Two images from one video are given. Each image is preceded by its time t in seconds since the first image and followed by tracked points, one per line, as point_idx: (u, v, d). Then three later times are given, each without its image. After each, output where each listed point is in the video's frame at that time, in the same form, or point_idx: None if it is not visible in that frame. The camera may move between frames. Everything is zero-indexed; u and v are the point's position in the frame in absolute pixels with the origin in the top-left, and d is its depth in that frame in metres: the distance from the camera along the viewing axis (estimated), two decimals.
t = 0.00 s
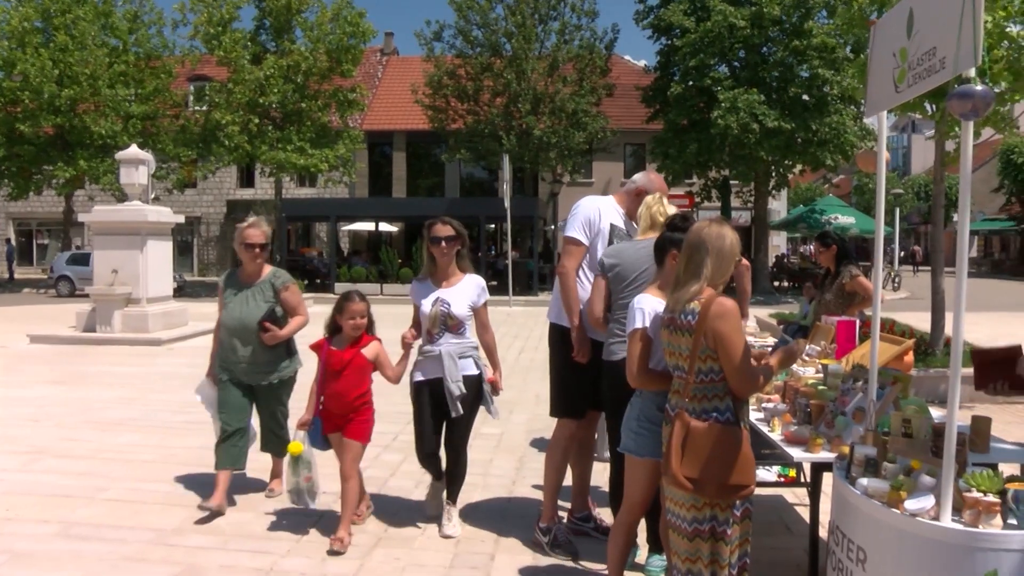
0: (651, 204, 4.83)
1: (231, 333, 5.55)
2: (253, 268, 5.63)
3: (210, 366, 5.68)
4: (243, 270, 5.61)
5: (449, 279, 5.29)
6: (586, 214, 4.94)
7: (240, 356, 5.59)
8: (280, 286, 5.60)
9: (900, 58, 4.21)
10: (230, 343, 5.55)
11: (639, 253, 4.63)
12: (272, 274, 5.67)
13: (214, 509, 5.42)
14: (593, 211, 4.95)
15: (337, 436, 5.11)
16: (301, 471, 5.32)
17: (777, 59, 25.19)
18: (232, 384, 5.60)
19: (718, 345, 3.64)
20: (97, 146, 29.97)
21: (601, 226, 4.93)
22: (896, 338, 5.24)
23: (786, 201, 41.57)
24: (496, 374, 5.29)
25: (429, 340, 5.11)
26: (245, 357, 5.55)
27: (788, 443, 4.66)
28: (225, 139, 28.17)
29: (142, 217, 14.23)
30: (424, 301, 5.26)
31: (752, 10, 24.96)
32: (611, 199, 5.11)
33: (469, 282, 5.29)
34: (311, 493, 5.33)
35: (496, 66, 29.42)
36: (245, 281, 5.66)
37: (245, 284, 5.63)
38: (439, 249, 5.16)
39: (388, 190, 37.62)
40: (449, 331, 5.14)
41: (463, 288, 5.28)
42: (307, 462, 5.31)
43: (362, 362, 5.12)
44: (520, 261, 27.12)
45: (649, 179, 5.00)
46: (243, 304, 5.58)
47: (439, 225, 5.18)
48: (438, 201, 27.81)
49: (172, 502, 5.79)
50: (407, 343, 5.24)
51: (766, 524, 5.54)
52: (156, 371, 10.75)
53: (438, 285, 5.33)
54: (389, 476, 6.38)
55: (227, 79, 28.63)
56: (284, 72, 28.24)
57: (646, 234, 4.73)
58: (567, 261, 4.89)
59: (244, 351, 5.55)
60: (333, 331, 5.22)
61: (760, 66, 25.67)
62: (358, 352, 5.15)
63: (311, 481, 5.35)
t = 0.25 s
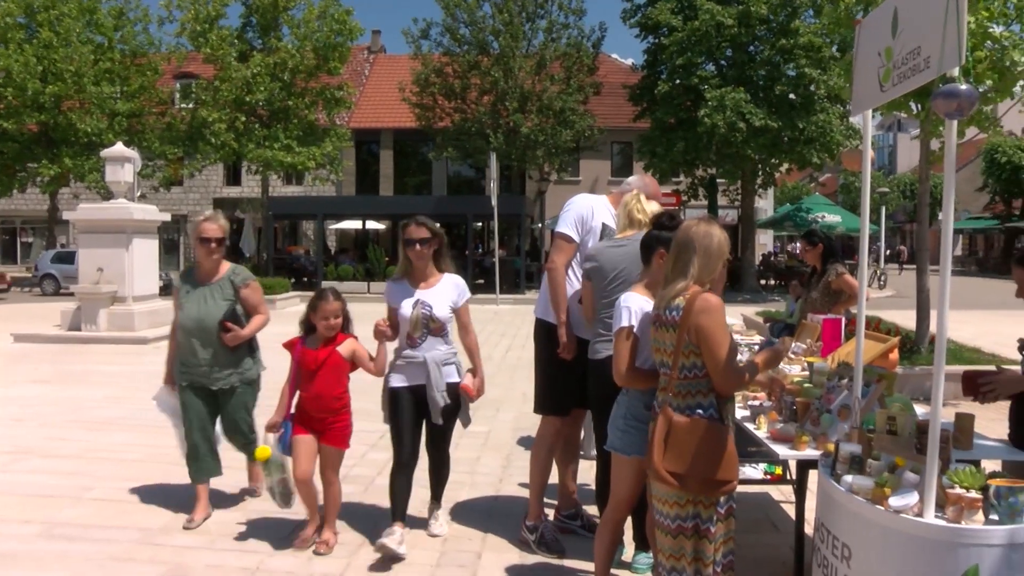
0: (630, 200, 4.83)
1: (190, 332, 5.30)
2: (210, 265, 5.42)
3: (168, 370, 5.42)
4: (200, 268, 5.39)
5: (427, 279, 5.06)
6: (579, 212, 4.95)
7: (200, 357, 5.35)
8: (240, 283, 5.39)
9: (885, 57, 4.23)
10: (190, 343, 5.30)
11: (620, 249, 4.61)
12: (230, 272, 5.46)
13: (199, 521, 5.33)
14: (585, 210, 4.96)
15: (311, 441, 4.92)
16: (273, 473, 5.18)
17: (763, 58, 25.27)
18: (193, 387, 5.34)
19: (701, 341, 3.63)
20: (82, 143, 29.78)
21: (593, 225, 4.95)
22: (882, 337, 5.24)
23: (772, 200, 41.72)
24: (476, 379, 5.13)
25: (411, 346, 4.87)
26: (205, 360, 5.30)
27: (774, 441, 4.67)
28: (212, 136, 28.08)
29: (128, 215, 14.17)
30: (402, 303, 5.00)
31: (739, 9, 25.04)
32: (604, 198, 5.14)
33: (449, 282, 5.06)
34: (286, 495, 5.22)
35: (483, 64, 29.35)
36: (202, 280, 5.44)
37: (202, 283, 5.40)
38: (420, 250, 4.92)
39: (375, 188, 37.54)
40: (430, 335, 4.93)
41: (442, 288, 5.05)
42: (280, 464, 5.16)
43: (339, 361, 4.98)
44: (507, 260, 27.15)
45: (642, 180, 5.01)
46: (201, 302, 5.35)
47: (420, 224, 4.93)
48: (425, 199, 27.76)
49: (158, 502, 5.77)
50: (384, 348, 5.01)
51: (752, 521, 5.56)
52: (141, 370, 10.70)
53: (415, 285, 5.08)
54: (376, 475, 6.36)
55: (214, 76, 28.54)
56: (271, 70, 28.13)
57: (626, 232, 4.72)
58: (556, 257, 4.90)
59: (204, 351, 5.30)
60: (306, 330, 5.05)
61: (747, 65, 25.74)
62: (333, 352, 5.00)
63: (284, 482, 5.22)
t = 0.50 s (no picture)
0: (608, 196, 4.84)
1: (154, 336, 5.00)
2: (177, 265, 5.13)
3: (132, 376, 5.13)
4: (166, 267, 5.11)
5: (395, 279, 4.82)
6: (565, 211, 4.94)
7: (165, 362, 5.04)
8: (208, 284, 5.10)
9: (870, 57, 4.24)
10: (155, 348, 5.01)
11: (603, 248, 4.62)
12: (198, 272, 5.17)
13: (194, 533, 5.12)
14: (571, 208, 4.95)
15: (286, 454, 4.71)
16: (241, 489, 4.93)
17: (750, 58, 25.35)
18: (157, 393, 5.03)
19: (685, 338, 3.64)
20: (66, 142, 29.59)
21: (579, 225, 4.95)
22: (866, 335, 5.25)
23: (759, 199, 41.85)
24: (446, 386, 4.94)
25: (378, 351, 4.66)
26: (171, 365, 5.00)
27: (760, 440, 4.68)
28: (198, 135, 28.01)
29: (113, 214, 14.09)
30: (368, 303, 4.77)
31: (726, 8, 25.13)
32: (589, 196, 5.13)
33: (419, 283, 4.83)
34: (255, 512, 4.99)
35: (470, 63, 29.33)
36: (169, 281, 5.15)
37: (168, 283, 5.12)
38: (388, 249, 4.69)
39: (362, 187, 37.46)
40: (399, 340, 4.71)
41: (411, 289, 4.82)
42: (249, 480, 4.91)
43: (314, 370, 4.78)
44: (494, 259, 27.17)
45: (629, 181, 5.03)
46: (167, 303, 5.05)
47: (388, 223, 4.70)
48: (412, 198, 27.72)
49: (143, 503, 5.74)
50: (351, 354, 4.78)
51: (738, 520, 5.57)
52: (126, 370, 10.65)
53: (381, 284, 4.84)
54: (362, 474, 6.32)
55: (200, 75, 28.44)
56: (258, 69, 28.00)
57: (608, 231, 4.73)
58: (543, 257, 4.90)
59: (169, 356, 5.00)
60: (278, 337, 4.81)
61: (733, 64, 25.81)
62: (309, 359, 4.79)
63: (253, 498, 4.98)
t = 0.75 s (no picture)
0: (587, 193, 4.85)
1: (111, 350, 4.68)
2: (138, 274, 4.81)
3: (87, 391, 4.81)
4: (126, 275, 4.77)
5: (360, 277, 4.56)
6: (547, 211, 4.95)
7: (121, 378, 4.72)
8: (172, 296, 4.78)
9: (851, 58, 4.26)
10: (112, 362, 4.68)
11: (583, 248, 4.62)
12: (161, 281, 4.84)
13: (131, 571, 4.55)
14: (553, 208, 4.96)
15: (246, 464, 4.48)
16: (198, 506, 4.79)
17: (733, 58, 25.47)
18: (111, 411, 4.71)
19: (668, 337, 3.64)
20: (47, 141, 29.36)
21: (561, 225, 4.96)
22: (848, 334, 5.27)
23: (742, 199, 42.00)
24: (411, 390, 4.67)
25: (338, 353, 4.41)
26: (128, 382, 4.68)
27: (743, 438, 4.69)
28: (181, 135, 27.87)
29: (95, 213, 13.99)
30: (330, 302, 4.50)
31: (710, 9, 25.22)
32: (570, 195, 5.13)
33: (385, 280, 4.57)
34: (211, 530, 4.83)
35: (454, 63, 29.31)
36: (129, 290, 4.82)
37: (129, 293, 4.79)
38: (351, 244, 4.44)
39: (345, 186, 37.35)
40: (360, 342, 4.43)
41: (376, 287, 4.54)
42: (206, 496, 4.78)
43: (274, 375, 4.57)
44: (478, 258, 27.23)
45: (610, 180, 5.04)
46: (126, 315, 4.72)
47: (350, 218, 4.46)
48: (396, 198, 27.68)
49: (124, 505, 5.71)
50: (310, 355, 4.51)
51: (722, 519, 5.58)
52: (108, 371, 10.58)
53: (346, 283, 4.57)
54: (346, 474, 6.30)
55: (183, 74, 28.31)
56: (241, 68, 27.89)
57: (587, 231, 4.74)
58: (525, 257, 4.90)
59: (127, 372, 4.68)
60: (236, 341, 4.62)
61: (717, 64, 25.88)
62: (269, 364, 4.58)
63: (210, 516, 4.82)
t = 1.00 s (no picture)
0: (570, 192, 4.85)
1: (69, 350, 4.50)
2: (98, 268, 4.61)
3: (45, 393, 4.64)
4: (85, 271, 4.58)
5: (328, 285, 4.38)
6: (531, 209, 4.95)
7: (81, 379, 4.55)
8: (132, 291, 4.57)
9: (834, 58, 4.28)
10: (69, 363, 4.51)
11: (567, 248, 4.63)
12: (122, 276, 4.64)
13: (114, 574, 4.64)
14: (537, 206, 4.97)
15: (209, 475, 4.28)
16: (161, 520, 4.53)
17: (718, 58, 25.56)
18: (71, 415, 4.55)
19: (655, 336, 3.65)
20: (29, 140, 29.12)
21: (547, 224, 4.96)
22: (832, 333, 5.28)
23: (727, 198, 42.12)
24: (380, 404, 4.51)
25: (301, 367, 4.25)
26: (88, 384, 4.51)
27: (727, 437, 4.69)
28: (165, 133, 27.73)
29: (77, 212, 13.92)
30: (296, 312, 4.33)
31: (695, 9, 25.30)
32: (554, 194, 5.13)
33: (354, 289, 4.38)
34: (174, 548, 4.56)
35: (439, 62, 29.30)
36: (89, 286, 4.61)
37: (88, 289, 4.58)
38: (317, 251, 4.26)
39: (330, 186, 37.22)
40: (323, 355, 4.27)
41: (344, 296, 4.36)
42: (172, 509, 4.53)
43: (239, 383, 4.31)
44: (463, 257, 27.21)
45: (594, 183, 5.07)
46: (84, 313, 4.53)
47: (318, 223, 4.28)
48: (382, 197, 27.63)
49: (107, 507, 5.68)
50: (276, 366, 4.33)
51: (706, 518, 5.60)
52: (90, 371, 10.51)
53: (314, 291, 4.38)
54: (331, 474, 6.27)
55: (167, 72, 28.17)
56: (226, 66, 27.79)
57: (570, 230, 4.74)
58: (509, 256, 4.90)
59: (86, 373, 4.51)
60: (201, 346, 4.38)
61: (702, 64, 25.95)
62: (233, 371, 4.32)
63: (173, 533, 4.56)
